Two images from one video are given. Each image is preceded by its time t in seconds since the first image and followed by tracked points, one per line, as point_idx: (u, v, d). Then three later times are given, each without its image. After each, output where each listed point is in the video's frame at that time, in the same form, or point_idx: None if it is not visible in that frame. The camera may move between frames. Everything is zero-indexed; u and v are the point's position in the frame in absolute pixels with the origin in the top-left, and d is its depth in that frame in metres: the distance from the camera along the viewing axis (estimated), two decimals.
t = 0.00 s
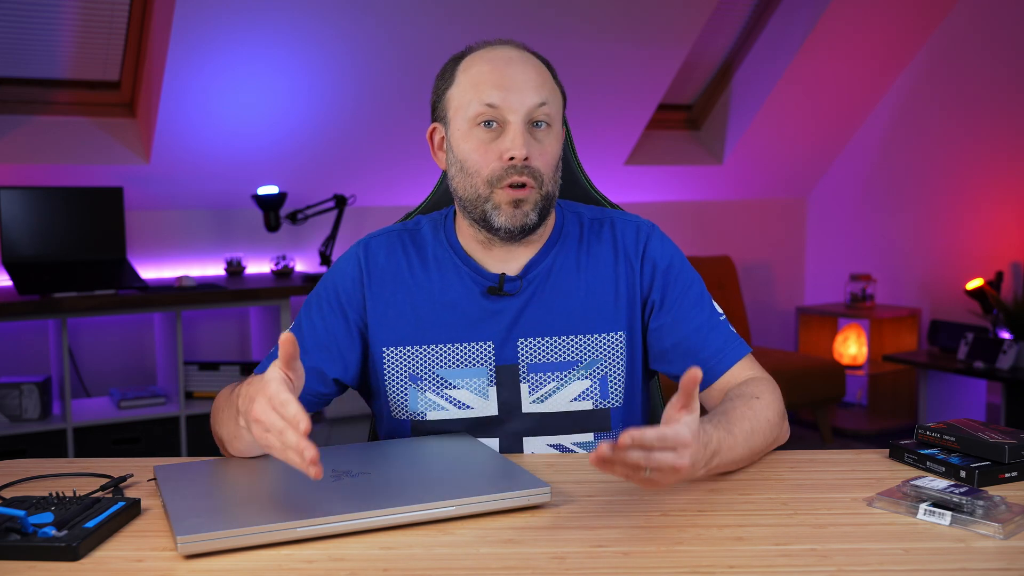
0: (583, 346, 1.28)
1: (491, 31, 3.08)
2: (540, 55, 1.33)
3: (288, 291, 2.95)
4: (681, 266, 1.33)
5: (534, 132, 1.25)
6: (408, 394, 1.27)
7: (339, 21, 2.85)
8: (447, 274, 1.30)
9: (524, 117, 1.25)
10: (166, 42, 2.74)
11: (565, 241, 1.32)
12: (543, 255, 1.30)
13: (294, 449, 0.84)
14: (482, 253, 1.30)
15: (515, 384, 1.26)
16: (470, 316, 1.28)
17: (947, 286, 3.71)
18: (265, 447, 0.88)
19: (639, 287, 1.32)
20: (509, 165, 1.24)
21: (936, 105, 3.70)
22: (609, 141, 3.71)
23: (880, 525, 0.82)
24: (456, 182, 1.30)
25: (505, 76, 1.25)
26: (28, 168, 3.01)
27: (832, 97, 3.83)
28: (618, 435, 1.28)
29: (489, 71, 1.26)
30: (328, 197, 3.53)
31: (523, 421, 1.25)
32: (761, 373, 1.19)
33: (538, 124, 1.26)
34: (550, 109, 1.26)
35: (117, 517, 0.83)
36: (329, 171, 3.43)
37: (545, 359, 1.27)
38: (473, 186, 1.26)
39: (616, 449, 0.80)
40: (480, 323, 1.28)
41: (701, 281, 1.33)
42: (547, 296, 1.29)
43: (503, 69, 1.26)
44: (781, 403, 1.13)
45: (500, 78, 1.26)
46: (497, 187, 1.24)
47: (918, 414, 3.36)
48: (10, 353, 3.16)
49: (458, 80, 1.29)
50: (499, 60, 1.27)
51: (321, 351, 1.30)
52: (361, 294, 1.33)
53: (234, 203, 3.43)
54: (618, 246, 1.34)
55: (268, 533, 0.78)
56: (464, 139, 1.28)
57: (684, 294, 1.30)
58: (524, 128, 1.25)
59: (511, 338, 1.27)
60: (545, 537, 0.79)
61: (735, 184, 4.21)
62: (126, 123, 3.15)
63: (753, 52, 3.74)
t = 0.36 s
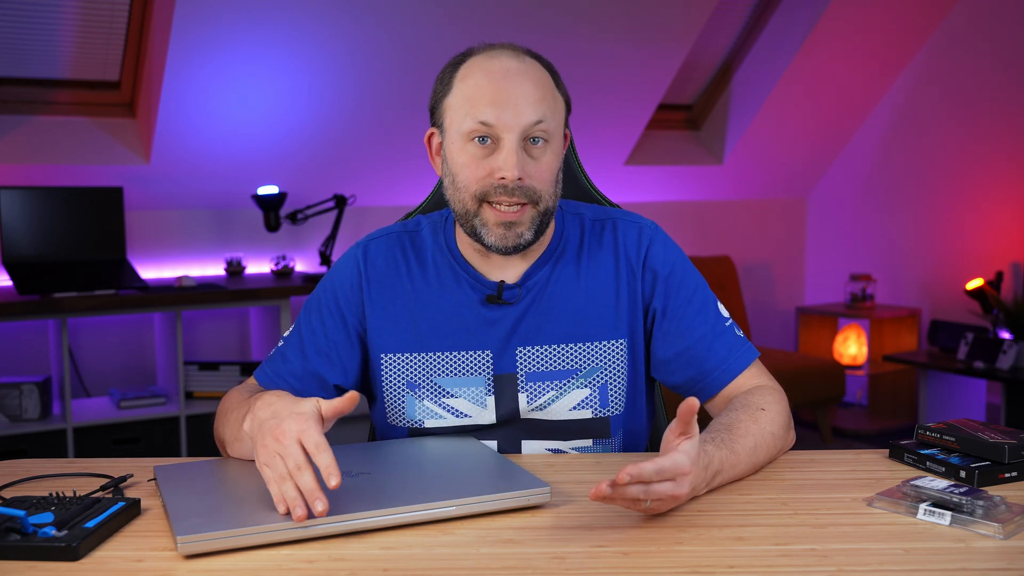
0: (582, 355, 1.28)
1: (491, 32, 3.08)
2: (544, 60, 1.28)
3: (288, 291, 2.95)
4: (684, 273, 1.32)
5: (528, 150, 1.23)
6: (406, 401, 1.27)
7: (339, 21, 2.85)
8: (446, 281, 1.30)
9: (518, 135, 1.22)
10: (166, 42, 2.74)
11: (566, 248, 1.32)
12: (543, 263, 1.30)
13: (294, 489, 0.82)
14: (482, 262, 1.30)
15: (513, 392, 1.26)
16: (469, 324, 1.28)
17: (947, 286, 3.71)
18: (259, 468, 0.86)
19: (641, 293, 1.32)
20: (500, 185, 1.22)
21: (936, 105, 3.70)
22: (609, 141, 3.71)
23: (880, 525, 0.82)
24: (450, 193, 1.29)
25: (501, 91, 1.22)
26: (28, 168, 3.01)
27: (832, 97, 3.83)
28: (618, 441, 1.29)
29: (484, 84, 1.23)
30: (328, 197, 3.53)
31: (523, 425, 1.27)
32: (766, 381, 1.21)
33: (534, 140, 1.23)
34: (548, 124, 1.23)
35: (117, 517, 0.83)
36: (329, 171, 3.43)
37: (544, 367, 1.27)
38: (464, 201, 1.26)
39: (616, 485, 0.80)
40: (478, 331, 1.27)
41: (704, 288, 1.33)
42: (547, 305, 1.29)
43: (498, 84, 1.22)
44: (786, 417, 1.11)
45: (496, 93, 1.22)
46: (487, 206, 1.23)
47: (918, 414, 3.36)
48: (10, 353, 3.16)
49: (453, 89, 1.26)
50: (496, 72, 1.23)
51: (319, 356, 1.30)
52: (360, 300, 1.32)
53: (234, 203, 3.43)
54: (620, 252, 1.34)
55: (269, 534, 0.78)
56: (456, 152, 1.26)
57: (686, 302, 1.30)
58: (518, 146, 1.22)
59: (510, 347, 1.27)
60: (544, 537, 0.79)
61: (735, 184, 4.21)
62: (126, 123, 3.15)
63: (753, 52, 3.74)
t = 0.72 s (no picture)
0: (583, 352, 1.28)
1: (491, 32, 3.08)
2: (521, 54, 1.29)
3: (288, 291, 2.95)
4: (685, 273, 1.32)
5: (517, 142, 1.23)
6: (408, 398, 1.27)
7: (339, 21, 2.85)
8: (447, 278, 1.30)
9: (504, 129, 1.22)
10: (166, 41, 2.74)
11: (567, 246, 1.32)
12: (544, 260, 1.30)
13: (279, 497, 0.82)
14: (482, 258, 1.30)
15: (514, 389, 1.26)
16: (470, 322, 1.28)
17: (947, 286, 3.71)
18: (250, 468, 0.86)
19: (642, 292, 1.32)
20: (493, 179, 1.22)
21: (936, 105, 3.70)
22: (609, 141, 3.71)
23: (880, 525, 0.82)
24: (447, 195, 1.30)
25: (481, 89, 1.23)
26: (28, 168, 3.01)
27: (832, 97, 3.83)
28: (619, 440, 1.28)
29: (463, 86, 1.24)
30: (328, 197, 3.53)
31: (524, 425, 1.26)
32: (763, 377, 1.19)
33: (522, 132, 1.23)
34: (532, 114, 1.23)
35: (117, 517, 0.83)
36: (329, 171, 3.43)
37: (545, 364, 1.27)
38: (461, 201, 1.26)
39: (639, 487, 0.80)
40: (479, 328, 1.28)
41: (704, 287, 1.33)
42: (548, 301, 1.29)
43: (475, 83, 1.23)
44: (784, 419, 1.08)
45: (476, 92, 1.23)
46: (484, 201, 1.23)
47: (918, 414, 3.36)
48: (9, 353, 3.16)
49: (438, 95, 1.27)
50: (475, 72, 1.24)
51: (323, 356, 1.30)
52: (362, 298, 1.33)
53: (234, 203, 3.43)
54: (621, 251, 1.34)
55: (269, 534, 0.78)
56: (448, 155, 1.27)
57: (686, 300, 1.29)
58: (505, 140, 1.22)
59: (511, 343, 1.27)
60: (545, 537, 0.79)
61: (735, 184, 4.21)
62: (126, 123, 3.15)
63: (753, 52, 3.74)
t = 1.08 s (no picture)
0: (583, 342, 1.28)
1: (491, 32, 3.08)
2: (483, 54, 1.28)
3: (288, 291, 2.95)
4: (678, 268, 1.32)
5: (474, 143, 1.23)
6: (410, 391, 1.27)
7: (339, 21, 2.85)
8: (447, 273, 1.31)
9: (460, 132, 1.22)
10: (166, 41, 2.74)
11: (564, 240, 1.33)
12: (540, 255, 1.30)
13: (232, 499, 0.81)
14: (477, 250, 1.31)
15: (514, 380, 1.26)
16: (469, 313, 1.28)
17: (947, 286, 3.71)
18: (218, 471, 0.86)
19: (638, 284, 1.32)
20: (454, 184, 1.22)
21: (936, 105, 3.70)
22: (609, 141, 3.71)
23: (880, 525, 0.82)
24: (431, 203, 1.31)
25: (434, 96, 1.23)
26: (28, 168, 3.01)
27: (832, 97, 3.83)
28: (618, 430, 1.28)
29: (420, 95, 1.25)
30: (328, 197, 3.53)
31: (523, 417, 1.25)
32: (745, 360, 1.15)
33: (478, 133, 1.23)
34: (486, 114, 1.22)
35: (117, 517, 0.83)
36: (329, 171, 3.43)
37: (546, 354, 1.27)
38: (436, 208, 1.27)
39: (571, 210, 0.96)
40: (480, 319, 1.28)
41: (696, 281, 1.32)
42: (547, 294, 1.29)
43: (429, 90, 1.24)
44: (762, 412, 1.10)
45: (431, 100, 1.23)
46: (453, 206, 1.23)
47: (918, 414, 3.36)
48: (9, 353, 3.16)
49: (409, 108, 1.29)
50: (430, 80, 1.25)
51: (329, 351, 1.30)
52: (365, 293, 1.33)
53: (234, 203, 3.43)
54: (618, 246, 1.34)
55: (270, 534, 0.78)
56: (422, 164, 1.28)
57: (677, 291, 1.29)
58: (462, 143, 1.22)
59: (511, 335, 1.27)
60: (545, 538, 0.79)
61: (735, 184, 4.21)
62: (126, 123, 3.15)
63: (753, 52, 3.74)
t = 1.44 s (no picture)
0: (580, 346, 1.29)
1: (491, 32, 3.08)
2: (479, 62, 1.25)
3: (288, 291, 2.95)
4: (675, 270, 1.32)
5: (469, 158, 1.21)
6: (407, 394, 1.28)
7: (339, 21, 2.85)
8: (445, 276, 1.31)
9: (455, 147, 1.21)
10: (166, 41, 2.74)
11: (561, 243, 1.32)
12: (537, 259, 1.30)
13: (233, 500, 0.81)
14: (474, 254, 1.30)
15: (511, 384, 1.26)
16: (465, 317, 1.28)
17: (947, 286, 3.71)
18: (219, 470, 0.86)
19: (635, 286, 1.32)
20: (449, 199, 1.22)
21: (935, 105, 3.70)
22: (609, 141, 3.71)
23: (880, 525, 0.82)
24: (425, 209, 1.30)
25: (430, 108, 1.21)
26: (28, 168, 3.01)
27: (831, 97, 3.83)
28: (615, 433, 1.28)
29: (416, 104, 1.22)
30: (328, 197, 3.53)
31: (520, 421, 1.25)
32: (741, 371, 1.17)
33: (474, 148, 1.21)
34: (482, 129, 1.21)
35: (117, 517, 0.83)
36: (329, 171, 3.43)
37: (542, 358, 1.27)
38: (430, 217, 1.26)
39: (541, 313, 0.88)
40: (476, 324, 1.28)
41: (693, 283, 1.32)
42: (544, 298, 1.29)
43: (424, 101, 1.21)
44: (761, 427, 1.06)
45: (426, 112, 1.21)
46: (448, 218, 1.23)
47: (918, 414, 3.36)
48: (9, 353, 3.16)
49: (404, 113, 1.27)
50: (425, 91, 1.22)
51: (328, 353, 1.30)
52: (363, 295, 1.33)
53: (234, 203, 3.43)
54: (615, 248, 1.34)
55: (271, 535, 0.78)
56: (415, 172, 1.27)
57: (672, 295, 1.29)
58: (457, 157, 1.21)
59: (508, 338, 1.27)
60: (545, 538, 0.79)
61: (735, 184, 4.21)
62: (126, 123, 3.15)
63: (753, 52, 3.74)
